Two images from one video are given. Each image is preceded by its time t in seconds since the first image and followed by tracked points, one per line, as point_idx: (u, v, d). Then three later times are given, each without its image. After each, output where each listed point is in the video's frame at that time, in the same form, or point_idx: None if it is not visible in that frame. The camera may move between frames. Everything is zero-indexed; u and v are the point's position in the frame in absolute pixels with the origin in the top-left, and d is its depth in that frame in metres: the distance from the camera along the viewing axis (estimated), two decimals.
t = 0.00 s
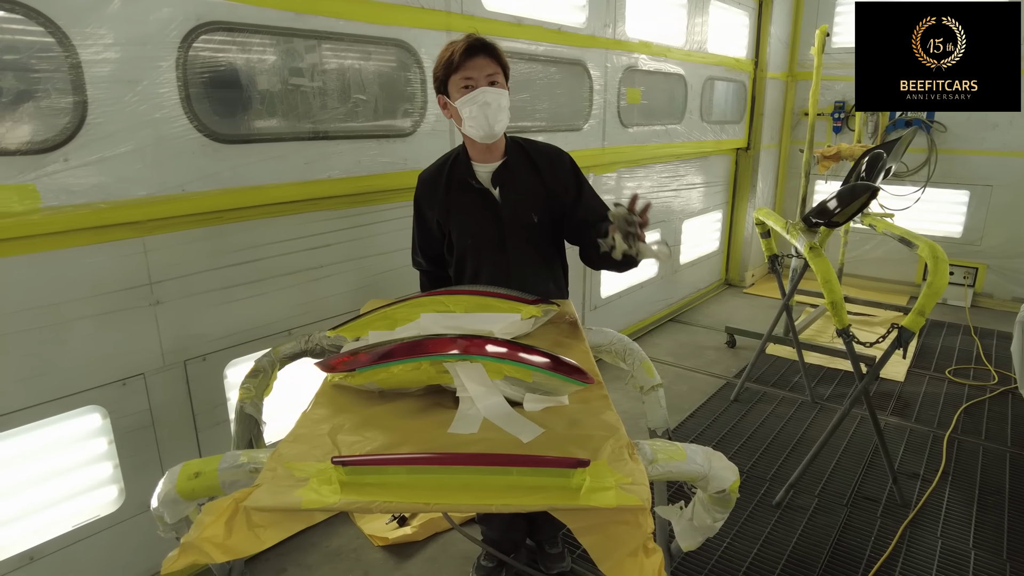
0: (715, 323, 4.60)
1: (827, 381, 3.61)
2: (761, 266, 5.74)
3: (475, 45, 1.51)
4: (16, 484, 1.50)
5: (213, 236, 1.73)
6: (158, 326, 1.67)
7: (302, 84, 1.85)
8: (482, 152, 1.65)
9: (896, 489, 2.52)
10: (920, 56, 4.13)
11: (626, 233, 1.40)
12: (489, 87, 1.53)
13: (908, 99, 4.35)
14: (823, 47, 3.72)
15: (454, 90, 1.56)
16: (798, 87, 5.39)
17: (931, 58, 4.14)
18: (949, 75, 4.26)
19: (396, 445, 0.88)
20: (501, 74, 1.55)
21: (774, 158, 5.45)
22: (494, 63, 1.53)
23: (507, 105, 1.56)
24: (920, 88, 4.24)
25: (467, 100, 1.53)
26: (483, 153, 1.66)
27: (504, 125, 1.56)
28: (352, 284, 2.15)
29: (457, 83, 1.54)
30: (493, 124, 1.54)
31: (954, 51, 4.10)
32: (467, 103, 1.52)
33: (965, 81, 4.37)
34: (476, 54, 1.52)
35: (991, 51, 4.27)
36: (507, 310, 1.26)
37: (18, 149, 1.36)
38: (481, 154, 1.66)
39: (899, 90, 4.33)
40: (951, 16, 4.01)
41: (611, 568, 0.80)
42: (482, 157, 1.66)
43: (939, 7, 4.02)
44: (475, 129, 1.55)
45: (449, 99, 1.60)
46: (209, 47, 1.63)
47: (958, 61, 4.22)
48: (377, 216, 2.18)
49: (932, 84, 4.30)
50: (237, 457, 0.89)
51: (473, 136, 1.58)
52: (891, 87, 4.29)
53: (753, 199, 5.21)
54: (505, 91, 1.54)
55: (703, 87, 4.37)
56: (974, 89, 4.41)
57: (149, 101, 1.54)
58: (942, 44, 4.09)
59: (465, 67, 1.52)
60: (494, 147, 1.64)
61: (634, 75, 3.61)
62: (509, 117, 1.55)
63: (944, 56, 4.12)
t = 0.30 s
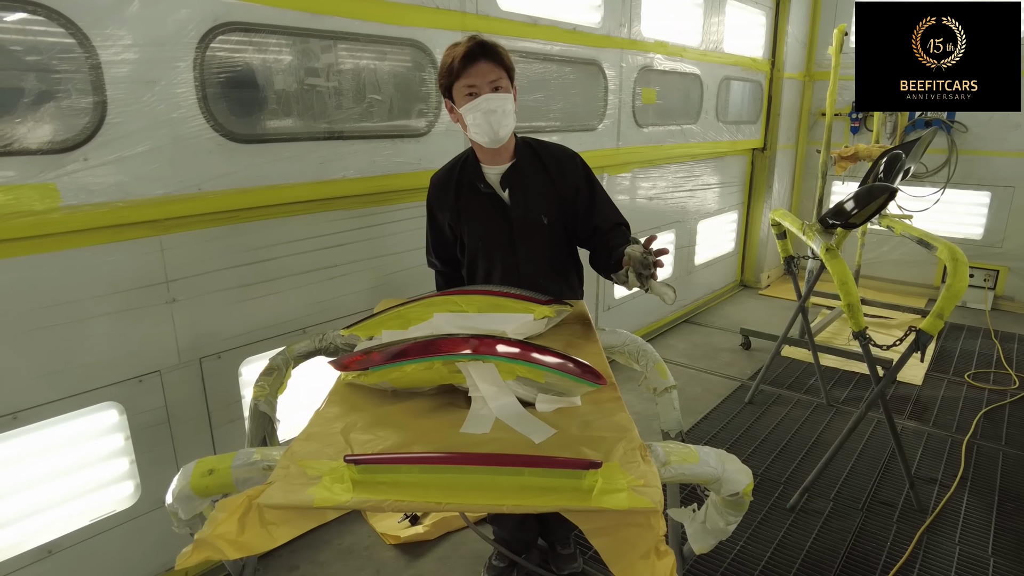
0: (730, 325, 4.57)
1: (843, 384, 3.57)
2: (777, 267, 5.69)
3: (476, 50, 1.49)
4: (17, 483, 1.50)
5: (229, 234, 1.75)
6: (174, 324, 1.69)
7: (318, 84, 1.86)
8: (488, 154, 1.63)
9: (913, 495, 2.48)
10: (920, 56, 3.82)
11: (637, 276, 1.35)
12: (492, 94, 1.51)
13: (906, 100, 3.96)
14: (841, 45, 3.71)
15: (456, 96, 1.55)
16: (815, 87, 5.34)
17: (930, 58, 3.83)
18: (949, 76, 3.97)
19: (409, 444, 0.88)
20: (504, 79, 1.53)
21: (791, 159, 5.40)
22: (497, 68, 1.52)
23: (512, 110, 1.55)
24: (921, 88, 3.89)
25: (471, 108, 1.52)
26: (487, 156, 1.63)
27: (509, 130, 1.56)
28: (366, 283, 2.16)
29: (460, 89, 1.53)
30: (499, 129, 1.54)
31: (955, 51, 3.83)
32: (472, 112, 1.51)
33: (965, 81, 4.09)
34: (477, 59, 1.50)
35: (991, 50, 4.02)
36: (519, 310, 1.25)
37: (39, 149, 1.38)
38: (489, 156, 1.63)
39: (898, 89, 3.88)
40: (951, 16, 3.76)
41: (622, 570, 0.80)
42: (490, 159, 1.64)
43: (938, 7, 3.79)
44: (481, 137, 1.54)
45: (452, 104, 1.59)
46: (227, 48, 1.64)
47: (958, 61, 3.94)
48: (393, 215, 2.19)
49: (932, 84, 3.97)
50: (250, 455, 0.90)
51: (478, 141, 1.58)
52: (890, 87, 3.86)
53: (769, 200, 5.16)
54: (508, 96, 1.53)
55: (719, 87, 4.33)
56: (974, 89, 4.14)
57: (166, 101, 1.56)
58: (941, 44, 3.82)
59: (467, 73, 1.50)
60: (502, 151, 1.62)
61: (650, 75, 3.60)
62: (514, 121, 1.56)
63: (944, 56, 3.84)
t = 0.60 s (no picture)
0: (741, 325, 4.54)
1: (854, 385, 3.54)
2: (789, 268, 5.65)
3: (506, 101, 1.38)
4: (18, 482, 1.50)
5: (240, 232, 1.76)
6: (185, 321, 1.70)
7: (329, 83, 1.86)
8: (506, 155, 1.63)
9: (926, 497, 2.45)
10: (920, 56, 3.70)
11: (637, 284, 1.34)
12: (519, 134, 1.48)
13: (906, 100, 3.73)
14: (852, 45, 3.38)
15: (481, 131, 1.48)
16: (828, 86, 5.30)
17: (930, 59, 3.69)
18: (950, 76, 3.79)
19: (417, 442, 0.88)
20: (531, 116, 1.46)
21: (803, 158, 5.36)
22: (526, 111, 1.43)
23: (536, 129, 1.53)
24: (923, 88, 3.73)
25: (498, 144, 1.51)
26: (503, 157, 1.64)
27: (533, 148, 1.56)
28: (379, 280, 2.17)
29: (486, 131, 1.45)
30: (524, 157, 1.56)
31: (955, 51, 3.71)
32: (499, 149, 1.51)
33: (966, 81, 3.92)
34: (504, 106, 1.39)
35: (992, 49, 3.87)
36: (528, 309, 1.25)
37: (54, 147, 1.40)
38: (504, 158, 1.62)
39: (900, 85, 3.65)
40: (951, 16, 3.66)
41: (630, 570, 0.79)
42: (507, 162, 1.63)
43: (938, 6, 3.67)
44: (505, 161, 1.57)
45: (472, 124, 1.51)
46: (239, 46, 1.65)
47: (959, 61, 3.80)
48: (405, 214, 2.20)
49: (933, 84, 3.77)
50: (259, 451, 0.91)
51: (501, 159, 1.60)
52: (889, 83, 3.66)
53: (781, 200, 5.13)
54: (534, 129, 1.49)
55: (732, 86, 4.32)
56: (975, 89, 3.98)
57: (178, 99, 1.57)
58: (942, 44, 3.69)
59: (495, 121, 1.42)
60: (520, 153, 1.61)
61: (662, 74, 3.59)
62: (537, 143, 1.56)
63: (945, 56, 3.71)
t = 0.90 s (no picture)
0: (750, 326, 4.52)
1: (864, 387, 3.51)
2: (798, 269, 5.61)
3: (551, 67, 1.40)
4: (17, 484, 1.49)
5: (248, 232, 1.77)
6: (193, 319, 1.71)
7: (337, 82, 1.87)
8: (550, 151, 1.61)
9: (936, 501, 2.43)
10: (920, 56, 3.61)
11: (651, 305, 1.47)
12: (559, 113, 1.46)
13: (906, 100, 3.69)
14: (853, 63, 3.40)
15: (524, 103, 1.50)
16: (839, 86, 5.26)
17: (929, 59, 3.59)
18: (949, 76, 3.61)
19: (424, 441, 0.88)
20: (575, 97, 1.45)
21: (813, 158, 5.32)
22: (569, 86, 1.43)
23: (579, 119, 1.50)
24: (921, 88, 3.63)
25: (535, 121, 1.49)
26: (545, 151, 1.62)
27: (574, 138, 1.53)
28: (386, 280, 2.17)
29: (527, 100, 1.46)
30: (561, 142, 1.52)
31: (955, 52, 3.57)
32: (535, 125, 1.49)
33: (965, 81, 3.67)
34: (549, 75, 1.41)
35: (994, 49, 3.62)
36: (535, 309, 1.25)
37: (65, 147, 1.41)
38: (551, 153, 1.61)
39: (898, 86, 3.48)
40: (951, 16, 3.54)
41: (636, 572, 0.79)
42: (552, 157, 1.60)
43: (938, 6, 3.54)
44: (544, 145, 1.54)
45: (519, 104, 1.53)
46: (248, 46, 1.66)
47: (958, 61, 3.63)
48: (412, 214, 2.21)
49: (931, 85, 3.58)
50: (267, 450, 0.91)
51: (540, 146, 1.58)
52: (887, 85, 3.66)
53: (790, 200, 5.09)
54: (576, 114, 1.47)
55: (740, 86, 4.28)
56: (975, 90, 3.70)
57: (188, 99, 1.58)
58: (942, 44, 3.55)
59: (537, 89, 1.43)
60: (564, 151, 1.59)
61: (670, 74, 3.56)
62: (577, 136, 1.52)
63: (944, 58, 3.57)
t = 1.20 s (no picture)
0: (756, 327, 4.50)
1: (870, 388, 3.49)
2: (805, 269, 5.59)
3: (628, 75, 1.49)
4: (20, 482, 1.50)
5: (254, 232, 1.78)
6: (198, 318, 1.71)
7: (342, 82, 1.87)
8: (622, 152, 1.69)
9: (942, 503, 2.41)
10: (920, 57, 3.61)
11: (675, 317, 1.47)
12: (629, 119, 1.54)
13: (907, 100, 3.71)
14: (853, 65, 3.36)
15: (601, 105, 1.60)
16: (845, 86, 5.24)
17: (930, 59, 3.61)
18: (950, 76, 3.62)
19: (425, 441, 0.88)
20: (648, 107, 1.53)
21: (820, 158, 5.30)
22: (643, 96, 1.51)
23: (650, 129, 1.58)
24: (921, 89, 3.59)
25: (606, 123, 1.59)
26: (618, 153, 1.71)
27: (643, 146, 1.61)
28: (391, 279, 2.18)
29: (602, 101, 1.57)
30: (626, 147, 1.60)
31: (955, 52, 3.62)
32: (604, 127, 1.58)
33: (965, 81, 3.72)
34: (622, 85, 1.51)
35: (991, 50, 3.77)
36: (538, 309, 1.25)
37: (70, 146, 1.41)
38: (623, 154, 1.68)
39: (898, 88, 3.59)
40: (951, 16, 3.59)
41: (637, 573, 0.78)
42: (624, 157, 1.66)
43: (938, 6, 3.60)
44: (611, 146, 1.63)
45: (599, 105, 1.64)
46: (253, 46, 1.67)
47: (958, 61, 3.66)
48: (418, 214, 2.21)
49: (932, 85, 3.60)
50: (268, 449, 0.91)
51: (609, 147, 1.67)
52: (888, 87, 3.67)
53: (797, 200, 5.07)
54: (646, 122, 1.54)
55: (746, 86, 4.26)
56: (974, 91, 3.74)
57: (192, 99, 1.58)
58: (941, 45, 3.60)
59: (612, 93, 1.53)
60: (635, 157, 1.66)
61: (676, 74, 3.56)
62: (645, 143, 1.59)
63: (944, 57, 3.60)
